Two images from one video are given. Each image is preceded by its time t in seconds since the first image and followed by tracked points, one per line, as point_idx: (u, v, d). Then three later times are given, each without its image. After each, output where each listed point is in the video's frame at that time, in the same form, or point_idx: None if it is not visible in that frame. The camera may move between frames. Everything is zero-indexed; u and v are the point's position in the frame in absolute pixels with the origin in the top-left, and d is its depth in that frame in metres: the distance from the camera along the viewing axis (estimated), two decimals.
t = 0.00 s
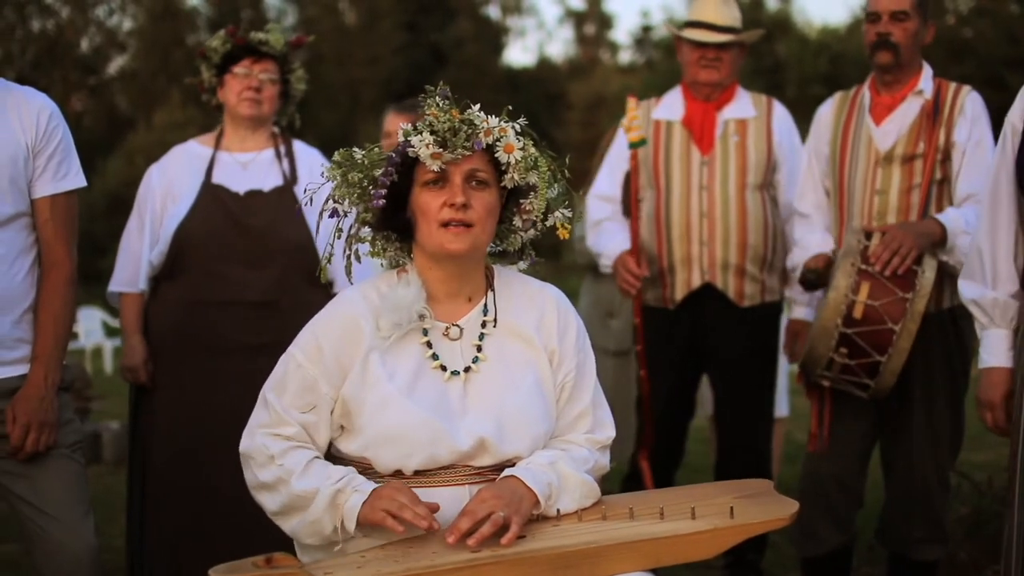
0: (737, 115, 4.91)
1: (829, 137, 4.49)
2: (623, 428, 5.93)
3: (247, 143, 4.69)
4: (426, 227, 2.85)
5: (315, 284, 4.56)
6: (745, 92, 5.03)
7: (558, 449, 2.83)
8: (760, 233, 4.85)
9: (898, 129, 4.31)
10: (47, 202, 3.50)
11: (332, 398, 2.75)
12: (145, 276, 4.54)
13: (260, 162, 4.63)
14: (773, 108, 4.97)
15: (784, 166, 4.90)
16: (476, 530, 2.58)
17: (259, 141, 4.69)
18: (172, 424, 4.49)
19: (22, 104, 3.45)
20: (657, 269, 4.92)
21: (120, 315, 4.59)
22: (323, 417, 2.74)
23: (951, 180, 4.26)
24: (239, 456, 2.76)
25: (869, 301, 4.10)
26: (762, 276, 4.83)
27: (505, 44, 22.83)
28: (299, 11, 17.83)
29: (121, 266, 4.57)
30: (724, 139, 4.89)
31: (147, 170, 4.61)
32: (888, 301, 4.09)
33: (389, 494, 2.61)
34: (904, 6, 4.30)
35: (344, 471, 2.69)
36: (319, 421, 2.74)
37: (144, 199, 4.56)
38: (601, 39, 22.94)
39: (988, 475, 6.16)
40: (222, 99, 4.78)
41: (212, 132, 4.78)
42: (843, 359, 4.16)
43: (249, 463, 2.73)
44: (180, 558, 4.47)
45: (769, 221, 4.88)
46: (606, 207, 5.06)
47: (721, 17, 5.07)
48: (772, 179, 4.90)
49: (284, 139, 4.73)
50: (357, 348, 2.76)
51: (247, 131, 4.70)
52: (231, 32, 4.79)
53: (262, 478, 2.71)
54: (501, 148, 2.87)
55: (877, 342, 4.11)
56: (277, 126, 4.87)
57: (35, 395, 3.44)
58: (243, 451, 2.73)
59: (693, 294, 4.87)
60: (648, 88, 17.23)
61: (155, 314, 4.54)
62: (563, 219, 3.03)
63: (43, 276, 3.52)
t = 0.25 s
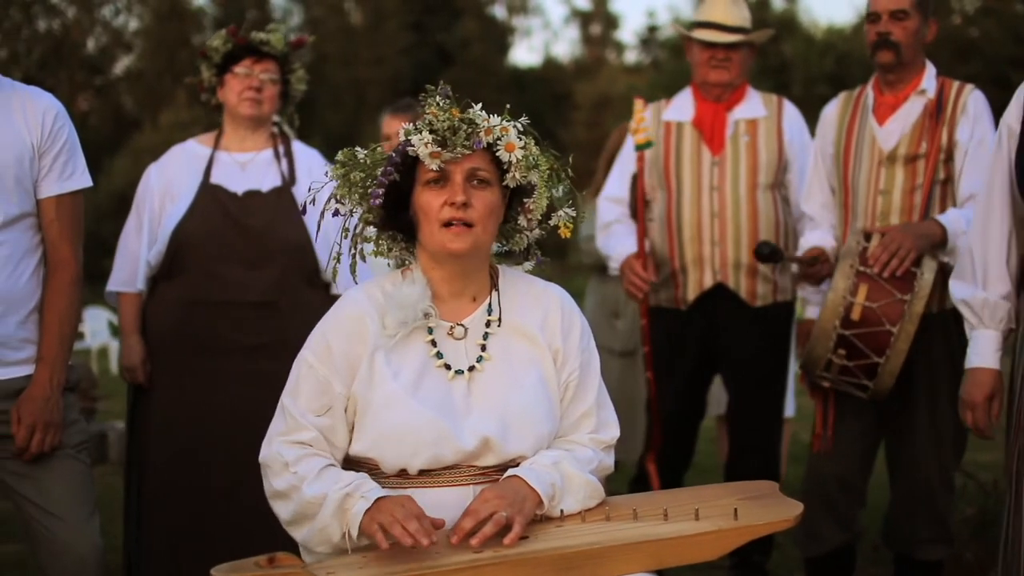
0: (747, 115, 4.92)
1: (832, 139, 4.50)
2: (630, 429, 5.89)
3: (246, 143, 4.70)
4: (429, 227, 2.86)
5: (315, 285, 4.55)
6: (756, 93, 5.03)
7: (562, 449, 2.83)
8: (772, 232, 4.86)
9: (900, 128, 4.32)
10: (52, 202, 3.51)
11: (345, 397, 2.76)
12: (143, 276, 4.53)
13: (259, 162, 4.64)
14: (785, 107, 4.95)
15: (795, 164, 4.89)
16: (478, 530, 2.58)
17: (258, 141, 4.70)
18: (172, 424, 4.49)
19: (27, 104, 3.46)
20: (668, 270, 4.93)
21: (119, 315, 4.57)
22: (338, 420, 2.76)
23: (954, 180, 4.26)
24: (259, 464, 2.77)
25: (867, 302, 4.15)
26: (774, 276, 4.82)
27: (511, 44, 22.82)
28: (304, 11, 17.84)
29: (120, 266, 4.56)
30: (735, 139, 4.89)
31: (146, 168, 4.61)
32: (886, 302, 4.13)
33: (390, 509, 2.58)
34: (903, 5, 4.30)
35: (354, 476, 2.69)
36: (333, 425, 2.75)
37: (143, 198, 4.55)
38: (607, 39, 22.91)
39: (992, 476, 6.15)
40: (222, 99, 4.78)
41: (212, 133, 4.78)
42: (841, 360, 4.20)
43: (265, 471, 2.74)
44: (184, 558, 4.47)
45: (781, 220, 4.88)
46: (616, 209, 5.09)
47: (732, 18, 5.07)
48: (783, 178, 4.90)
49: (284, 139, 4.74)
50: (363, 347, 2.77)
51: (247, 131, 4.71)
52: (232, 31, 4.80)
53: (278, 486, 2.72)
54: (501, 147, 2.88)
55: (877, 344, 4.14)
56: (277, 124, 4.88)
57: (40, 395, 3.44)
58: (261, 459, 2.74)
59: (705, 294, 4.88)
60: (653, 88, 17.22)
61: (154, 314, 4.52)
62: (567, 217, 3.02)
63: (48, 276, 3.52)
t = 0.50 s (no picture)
0: (753, 114, 4.93)
1: (841, 138, 4.50)
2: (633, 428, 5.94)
3: (248, 143, 4.70)
4: (438, 227, 2.86)
5: (315, 285, 4.55)
6: (761, 92, 5.04)
7: (570, 450, 2.84)
8: (778, 232, 4.85)
9: (905, 130, 4.31)
10: (59, 202, 3.51)
11: (343, 397, 2.76)
12: (144, 276, 4.55)
13: (260, 162, 4.64)
14: (789, 107, 4.97)
15: (801, 165, 4.90)
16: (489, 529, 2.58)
17: (259, 141, 4.70)
18: (175, 424, 4.50)
19: (35, 104, 3.47)
20: (675, 270, 4.90)
21: (120, 313, 4.61)
22: (334, 417, 2.75)
23: (959, 181, 4.25)
24: (251, 455, 2.78)
25: (867, 304, 4.15)
26: (780, 276, 4.83)
27: (519, 44, 22.80)
28: (311, 11, 17.84)
29: (121, 265, 4.58)
30: (741, 139, 4.90)
31: (146, 169, 4.62)
32: (886, 304, 4.12)
33: (403, 489, 2.62)
34: (908, 5, 4.30)
35: (357, 467, 2.70)
36: (330, 421, 2.75)
37: (144, 198, 4.57)
38: (614, 40, 22.81)
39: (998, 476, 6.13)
40: (224, 98, 4.79)
41: (212, 133, 4.78)
42: (843, 361, 4.21)
43: (260, 462, 2.74)
44: (186, 557, 4.48)
45: (788, 219, 4.88)
46: (621, 207, 5.09)
47: (737, 17, 5.08)
48: (790, 178, 4.91)
49: (285, 139, 4.74)
50: (366, 348, 2.77)
51: (248, 131, 4.71)
52: (235, 31, 4.79)
53: (274, 477, 2.72)
54: (512, 148, 2.88)
55: (877, 345, 4.14)
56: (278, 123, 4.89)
57: (47, 395, 3.45)
58: (254, 450, 2.74)
59: (712, 294, 4.87)
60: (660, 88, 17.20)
61: (156, 314, 4.53)
62: (574, 220, 3.03)
63: (55, 276, 3.53)
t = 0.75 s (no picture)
0: (754, 113, 4.92)
1: (846, 137, 4.50)
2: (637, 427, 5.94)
3: (250, 143, 4.70)
4: (441, 227, 2.86)
5: (318, 284, 4.55)
6: (761, 91, 5.03)
7: (575, 448, 2.83)
8: (779, 231, 4.85)
9: (912, 129, 4.32)
10: (66, 200, 3.52)
11: (357, 396, 2.77)
12: (147, 276, 4.55)
13: (262, 161, 4.65)
14: (790, 107, 4.97)
15: (802, 166, 4.91)
16: (491, 520, 2.60)
17: (263, 141, 4.70)
18: (179, 424, 4.50)
19: (40, 103, 3.48)
20: (676, 267, 4.90)
21: (121, 313, 4.60)
22: (348, 421, 2.76)
23: (966, 180, 4.25)
24: (267, 463, 2.78)
25: (872, 304, 4.15)
26: (781, 275, 4.83)
27: (525, 44, 22.79)
28: (317, 11, 17.85)
29: (123, 266, 4.58)
30: (741, 138, 4.90)
31: (149, 168, 4.63)
32: (892, 305, 4.12)
33: (392, 509, 2.57)
34: (913, 4, 4.30)
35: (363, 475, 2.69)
36: (344, 425, 2.76)
37: (147, 197, 4.58)
38: (620, 39, 22.83)
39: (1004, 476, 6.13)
40: (227, 98, 4.79)
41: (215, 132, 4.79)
42: (848, 362, 4.20)
43: (275, 471, 2.75)
44: (189, 556, 4.48)
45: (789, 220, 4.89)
46: (621, 204, 5.09)
47: (738, 16, 5.07)
48: (790, 178, 4.91)
49: (289, 139, 4.73)
50: (375, 347, 2.78)
51: (251, 130, 4.72)
52: (238, 30, 4.80)
53: (288, 486, 2.73)
54: (512, 145, 2.88)
55: (881, 345, 4.13)
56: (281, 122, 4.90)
57: (56, 393, 3.45)
58: (270, 459, 2.75)
59: (714, 293, 4.86)
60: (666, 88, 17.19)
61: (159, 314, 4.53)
62: (579, 213, 3.02)
63: (63, 274, 3.53)
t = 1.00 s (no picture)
0: (753, 114, 4.92)
1: (854, 136, 4.52)
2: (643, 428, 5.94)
3: (256, 143, 4.70)
4: (449, 228, 2.86)
5: (325, 284, 4.55)
6: (760, 93, 5.03)
7: (581, 450, 2.84)
8: (778, 231, 4.87)
9: (920, 129, 4.31)
10: (73, 201, 3.53)
11: (352, 398, 2.77)
12: (153, 276, 4.56)
13: (269, 160, 4.64)
14: (787, 108, 4.98)
15: (801, 166, 4.93)
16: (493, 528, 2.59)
17: (268, 141, 4.70)
18: (184, 423, 4.50)
19: (48, 104, 3.48)
20: (676, 269, 4.89)
21: (127, 313, 4.61)
22: (343, 416, 2.77)
23: (974, 181, 4.25)
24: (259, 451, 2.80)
25: (882, 310, 4.15)
26: (780, 275, 4.86)
27: (532, 45, 22.80)
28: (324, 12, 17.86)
29: (129, 266, 4.60)
30: (741, 138, 4.90)
31: (155, 168, 4.64)
32: (902, 310, 4.12)
33: (407, 488, 2.65)
34: (919, 4, 4.30)
35: (364, 465, 2.73)
36: (338, 420, 2.77)
37: (152, 197, 4.58)
38: (627, 40, 22.84)
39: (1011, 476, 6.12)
40: (233, 98, 4.80)
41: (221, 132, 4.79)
42: (857, 366, 4.21)
43: (268, 459, 2.77)
44: (195, 556, 4.48)
45: (788, 220, 4.91)
46: (625, 206, 5.05)
47: (736, 16, 5.09)
48: (788, 178, 4.93)
49: (294, 139, 4.74)
50: (378, 350, 2.78)
51: (257, 130, 4.72)
52: (244, 31, 4.82)
53: (283, 474, 2.75)
54: (522, 148, 2.89)
55: (890, 350, 4.15)
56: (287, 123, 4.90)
57: (63, 393, 3.45)
58: (264, 447, 2.77)
59: (713, 292, 4.86)
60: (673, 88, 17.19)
61: (165, 314, 4.54)
62: (585, 218, 3.02)
63: (70, 274, 3.53)
